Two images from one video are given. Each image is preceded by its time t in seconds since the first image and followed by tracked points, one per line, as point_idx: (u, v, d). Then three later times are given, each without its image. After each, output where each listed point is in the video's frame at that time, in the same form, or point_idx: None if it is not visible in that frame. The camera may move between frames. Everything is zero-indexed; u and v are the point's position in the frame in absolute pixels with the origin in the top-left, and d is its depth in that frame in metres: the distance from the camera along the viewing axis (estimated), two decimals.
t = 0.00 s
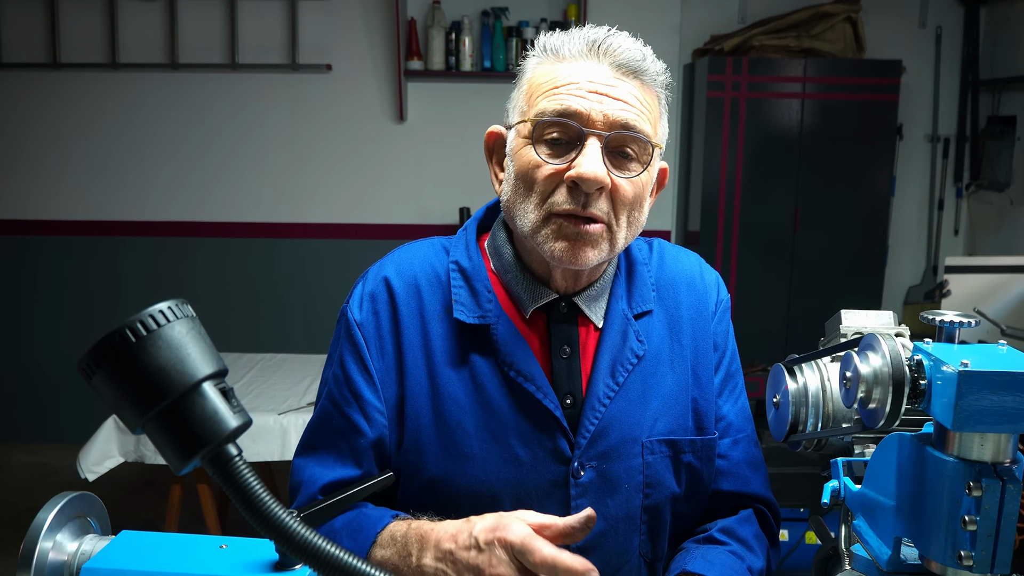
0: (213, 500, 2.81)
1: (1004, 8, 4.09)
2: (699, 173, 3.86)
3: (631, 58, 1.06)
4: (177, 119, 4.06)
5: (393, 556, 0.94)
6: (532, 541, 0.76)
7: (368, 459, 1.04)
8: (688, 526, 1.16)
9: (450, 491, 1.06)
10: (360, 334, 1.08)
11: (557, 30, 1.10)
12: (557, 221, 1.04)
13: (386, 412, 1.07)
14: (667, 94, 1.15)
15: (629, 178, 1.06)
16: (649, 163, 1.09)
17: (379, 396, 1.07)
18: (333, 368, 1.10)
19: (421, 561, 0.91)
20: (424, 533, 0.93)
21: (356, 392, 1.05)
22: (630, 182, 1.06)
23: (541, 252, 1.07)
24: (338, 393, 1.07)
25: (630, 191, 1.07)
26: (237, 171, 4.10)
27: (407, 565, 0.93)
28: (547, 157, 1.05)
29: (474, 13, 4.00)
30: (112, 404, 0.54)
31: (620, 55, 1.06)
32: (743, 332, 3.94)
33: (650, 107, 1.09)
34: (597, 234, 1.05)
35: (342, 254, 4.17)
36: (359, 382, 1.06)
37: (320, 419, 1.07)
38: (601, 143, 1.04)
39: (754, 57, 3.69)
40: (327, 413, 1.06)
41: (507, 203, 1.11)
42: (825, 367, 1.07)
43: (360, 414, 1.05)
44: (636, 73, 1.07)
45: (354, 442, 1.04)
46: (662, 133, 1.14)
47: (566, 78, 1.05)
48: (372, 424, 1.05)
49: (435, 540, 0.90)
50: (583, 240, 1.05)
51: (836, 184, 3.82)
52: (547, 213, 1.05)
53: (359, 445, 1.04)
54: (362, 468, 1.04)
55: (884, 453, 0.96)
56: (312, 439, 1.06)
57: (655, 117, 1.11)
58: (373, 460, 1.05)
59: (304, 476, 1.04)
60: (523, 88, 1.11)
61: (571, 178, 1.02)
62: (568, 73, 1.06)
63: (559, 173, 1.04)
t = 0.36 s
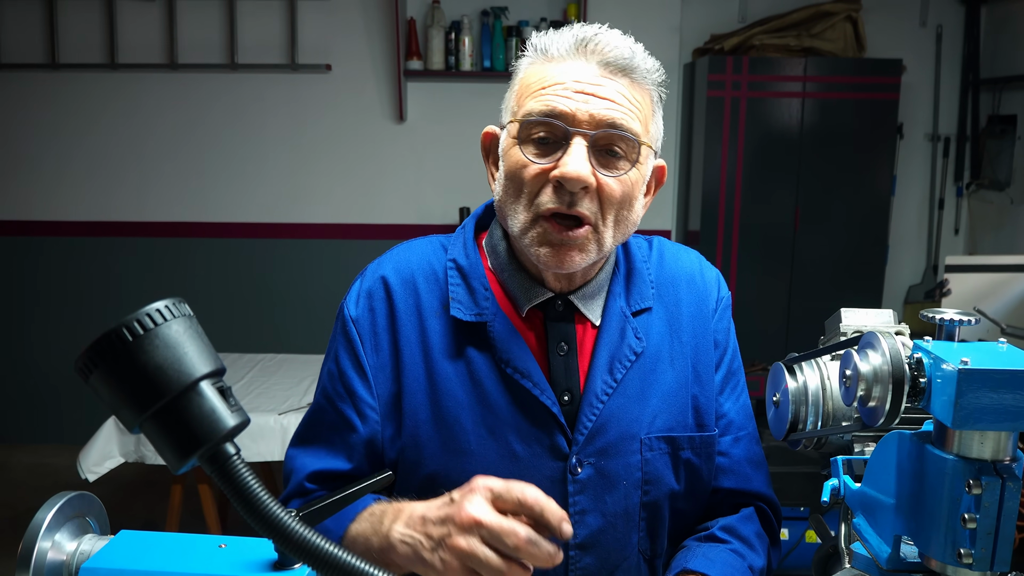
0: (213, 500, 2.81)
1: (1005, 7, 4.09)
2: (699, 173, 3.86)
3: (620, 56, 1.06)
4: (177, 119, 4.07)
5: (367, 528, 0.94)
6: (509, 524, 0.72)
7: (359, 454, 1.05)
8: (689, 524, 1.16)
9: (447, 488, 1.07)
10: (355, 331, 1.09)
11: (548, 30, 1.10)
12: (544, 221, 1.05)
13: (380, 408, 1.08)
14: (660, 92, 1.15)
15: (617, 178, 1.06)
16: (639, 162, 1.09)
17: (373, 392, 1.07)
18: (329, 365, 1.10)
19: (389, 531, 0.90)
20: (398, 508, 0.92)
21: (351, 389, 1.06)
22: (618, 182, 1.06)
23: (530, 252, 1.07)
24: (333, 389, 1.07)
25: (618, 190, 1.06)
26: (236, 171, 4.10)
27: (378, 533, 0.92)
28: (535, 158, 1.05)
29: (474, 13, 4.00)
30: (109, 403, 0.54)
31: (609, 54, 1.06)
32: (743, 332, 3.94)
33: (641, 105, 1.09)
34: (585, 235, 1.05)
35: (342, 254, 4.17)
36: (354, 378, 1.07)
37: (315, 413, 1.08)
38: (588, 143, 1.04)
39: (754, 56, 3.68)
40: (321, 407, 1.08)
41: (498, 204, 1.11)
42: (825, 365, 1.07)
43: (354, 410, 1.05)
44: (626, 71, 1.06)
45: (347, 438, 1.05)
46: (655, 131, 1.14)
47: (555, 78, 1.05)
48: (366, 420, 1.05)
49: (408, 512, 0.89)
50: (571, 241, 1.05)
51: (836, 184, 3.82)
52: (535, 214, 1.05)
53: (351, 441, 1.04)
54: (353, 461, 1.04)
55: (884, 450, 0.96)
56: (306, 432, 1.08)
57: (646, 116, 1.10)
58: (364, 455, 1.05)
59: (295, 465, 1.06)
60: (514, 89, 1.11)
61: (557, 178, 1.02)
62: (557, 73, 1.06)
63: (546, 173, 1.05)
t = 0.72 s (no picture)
0: (215, 496, 2.81)
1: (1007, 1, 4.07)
2: (701, 169, 3.85)
3: (617, 40, 1.06)
4: (177, 115, 4.06)
5: (381, 545, 0.93)
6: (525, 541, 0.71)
7: (360, 453, 1.04)
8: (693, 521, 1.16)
9: (450, 486, 1.06)
10: (356, 329, 1.08)
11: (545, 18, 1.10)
12: (543, 206, 1.04)
13: (382, 407, 1.07)
14: (658, 78, 1.14)
15: (615, 160, 1.06)
16: (637, 146, 1.08)
17: (374, 391, 1.07)
18: (330, 362, 1.10)
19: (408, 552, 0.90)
20: (410, 524, 0.92)
21: (352, 387, 1.05)
22: (616, 164, 1.05)
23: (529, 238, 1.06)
24: (335, 388, 1.07)
25: (616, 173, 1.06)
26: (237, 167, 4.10)
27: (396, 555, 0.92)
28: (532, 142, 1.05)
29: (475, 7, 3.98)
30: (110, 398, 0.54)
31: (606, 38, 1.06)
32: (744, 327, 3.94)
33: (639, 89, 1.09)
34: (584, 218, 1.04)
35: (343, 250, 4.16)
36: (355, 376, 1.06)
37: (317, 412, 1.08)
38: (585, 125, 1.03)
39: (755, 51, 3.67)
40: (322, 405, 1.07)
41: (497, 192, 1.10)
42: (827, 360, 1.06)
43: (355, 409, 1.05)
44: (622, 56, 1.06)
45: (348, 436, 1.04)
46: (654, 117, 1.13)
47: (551, 63, 1.05)
48: (367, 419, 1.05)
49: (422, 532, 0.89)
50: (569, 223, 1.04)
51: (838, 179, 3.81)
52: (534, 199, 1.04)
53: (352, 440, 1.04)
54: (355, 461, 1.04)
55: (888, 444, 0.96)
56: (310, 432, 1.07)
57: (645, 100, 1.10)
58: (365, 454, 1.05)
59: (300, 467, 1.05)
60: (512, 78, 1.11)
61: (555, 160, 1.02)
62: (553, 58, 1.06)
63: (545, 156, 1.04)
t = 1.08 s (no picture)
0: (216, 496, 2.81)
1: None
2: (702, 167, 3.85)
3: (619, 37, 1.05)
4: (178, 115, 4.06)
5: (395, 553, 0.94)
6: (547, 531, 0.77)
7: (366, 456, 1.03)
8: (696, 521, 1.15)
9: (453, 488, 1.06)
10: (359, 330, 1.07)
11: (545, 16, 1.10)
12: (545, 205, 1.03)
13: (386, 409, 1.07)
14: (661, 74, 1.13)
15: (619, 159, 1.05)
16: (640, 144, 1.07)
17: (380, 392, 1.06)
18: (332, 364, 1.09)
19: (424, 559, 0.92)
20: (425, 533, 0.94)
21: (355, 389, 1.05)
22: (619, 163, 1.05)
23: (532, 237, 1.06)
24: (337, 390, 1.06)
25: (620, 171, 1.05)
26: (238, 166, 4.10)
27: (410, 563, 0.93)
28: (534, 141, 1.04)
29: (475, 6, 3.98)
30: (108, 398, 0.53)
31: (607, 36, 1.06)
32: (746, 326, 3.93)
33: (642, 86, 1.08)
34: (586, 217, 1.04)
35: (344, 249, 4.16)
36: (359, 378, 1.05)
37: (320, 415, 1.06)
38: (587, 124, 1.03)
39: (756, 49, 3.67)
40: (325, 408, 1.06)
41: (499, 191, 1.10)
42: (830, 358, 1.06)
43: (359, 411, 1.04)
44: (624, 53, 1.06)
45: (352, 439, 1.03)
46: (657, 114, 1.13)
47: (552, 61, 1.05)
48: (372, 420, 1.04)
49: (441, 539, 0.91)
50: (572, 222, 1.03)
51: (839, 177, 3.80)
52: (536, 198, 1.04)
53: (357, 442, 1.03)
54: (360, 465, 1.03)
55: (890, 444, 0.95)
56: (312, 436, 1.05)
57: (648, 97, 1.09)
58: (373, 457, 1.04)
59: (304, 474, 1.04)
60: (513, 76, 1.10)
61: (557, 160, 1.01)
62: (554, 56, 1.05)
63: (546, 156, 1.04)
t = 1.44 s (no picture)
0: (215, 497, 2.80)
1: None
2: (701, 167, 3.84)
3: (619, 38, 1.05)
4: (176, 114, 4.05)
5: (390, 548, 0.94)
6: (538, 512, 0.77)
7: (364, 460, 1.03)
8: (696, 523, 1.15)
9: (451, 492, 1.06)
10: (356, 332, 1.07)
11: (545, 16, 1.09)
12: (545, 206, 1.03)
13: (384, 412, 1.06)
14: (662, 76, 1.13)
15: (619, 161, 1.04)
16: (642, 146, 1.07)
17: (378, 395, 1.05)
18: (329, 367, 1.08)
19: (418, 553, 0.91)
20: (419, 527, 0.94)
21: (353, 392, 1.04)
22: (620, 164, 1.04)
23: (531, 238, 1.05)
24: (335, 393, 1.05)
25: (621, 173, 1.05)
26: (236, 166, 4.09)
27: (405, 557, 0.92)
28: (533, 143, 1.04)
29: (474, 6, 3.97)
30: (102, 398, 0.53)
31: (608, 37, 1.05)
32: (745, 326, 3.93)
33: (643, 88, 1.08)
34: (586, 219, 1.03)
35: (342, 249, 4.16)
36: (356, 381, 1.05)
37: (317, 418, 1.06)
38: (588, 126, 1.02)
39: (755, 49, 3.67)
40: (322, 411, 1.06)
41: (498, 193, 1.10)
42: (829, 358, 1.05)
43: (356, 414, 1.04)
44: (625, 54, 1.05)
45: (349, 443, 1.03)
46: (658, 116, 1.12)
47: (553, 62, 1.04)
48: (370, 424, 1.04)
49: (435, 532, 0.91)
50: (572, 225, 1.03)
51: (838, 176, 3.80)
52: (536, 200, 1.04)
53: (355, 447, 1.03)
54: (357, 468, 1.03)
55: (890, 443, 0.95)
56: (309, 439, 1.05)
57: (649, 99, 1.09)
58: (370, 460, 1.04)
59: (300, 477, 1.03)
60: (512, 76, 1.10)
61: (557, 162, 1.01)
62: (554, 57, 1.05)
63: (546, 158, 1.03)
